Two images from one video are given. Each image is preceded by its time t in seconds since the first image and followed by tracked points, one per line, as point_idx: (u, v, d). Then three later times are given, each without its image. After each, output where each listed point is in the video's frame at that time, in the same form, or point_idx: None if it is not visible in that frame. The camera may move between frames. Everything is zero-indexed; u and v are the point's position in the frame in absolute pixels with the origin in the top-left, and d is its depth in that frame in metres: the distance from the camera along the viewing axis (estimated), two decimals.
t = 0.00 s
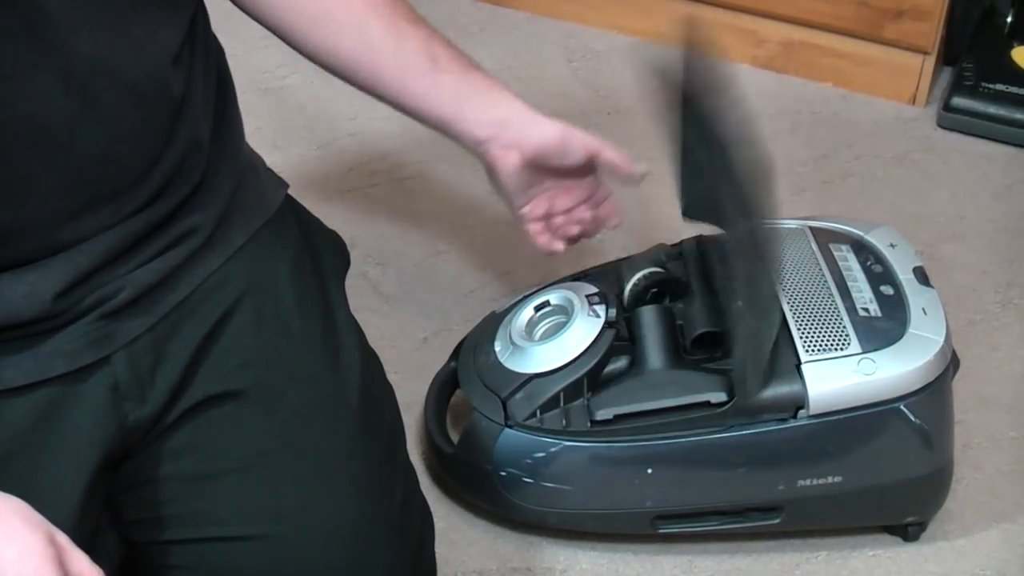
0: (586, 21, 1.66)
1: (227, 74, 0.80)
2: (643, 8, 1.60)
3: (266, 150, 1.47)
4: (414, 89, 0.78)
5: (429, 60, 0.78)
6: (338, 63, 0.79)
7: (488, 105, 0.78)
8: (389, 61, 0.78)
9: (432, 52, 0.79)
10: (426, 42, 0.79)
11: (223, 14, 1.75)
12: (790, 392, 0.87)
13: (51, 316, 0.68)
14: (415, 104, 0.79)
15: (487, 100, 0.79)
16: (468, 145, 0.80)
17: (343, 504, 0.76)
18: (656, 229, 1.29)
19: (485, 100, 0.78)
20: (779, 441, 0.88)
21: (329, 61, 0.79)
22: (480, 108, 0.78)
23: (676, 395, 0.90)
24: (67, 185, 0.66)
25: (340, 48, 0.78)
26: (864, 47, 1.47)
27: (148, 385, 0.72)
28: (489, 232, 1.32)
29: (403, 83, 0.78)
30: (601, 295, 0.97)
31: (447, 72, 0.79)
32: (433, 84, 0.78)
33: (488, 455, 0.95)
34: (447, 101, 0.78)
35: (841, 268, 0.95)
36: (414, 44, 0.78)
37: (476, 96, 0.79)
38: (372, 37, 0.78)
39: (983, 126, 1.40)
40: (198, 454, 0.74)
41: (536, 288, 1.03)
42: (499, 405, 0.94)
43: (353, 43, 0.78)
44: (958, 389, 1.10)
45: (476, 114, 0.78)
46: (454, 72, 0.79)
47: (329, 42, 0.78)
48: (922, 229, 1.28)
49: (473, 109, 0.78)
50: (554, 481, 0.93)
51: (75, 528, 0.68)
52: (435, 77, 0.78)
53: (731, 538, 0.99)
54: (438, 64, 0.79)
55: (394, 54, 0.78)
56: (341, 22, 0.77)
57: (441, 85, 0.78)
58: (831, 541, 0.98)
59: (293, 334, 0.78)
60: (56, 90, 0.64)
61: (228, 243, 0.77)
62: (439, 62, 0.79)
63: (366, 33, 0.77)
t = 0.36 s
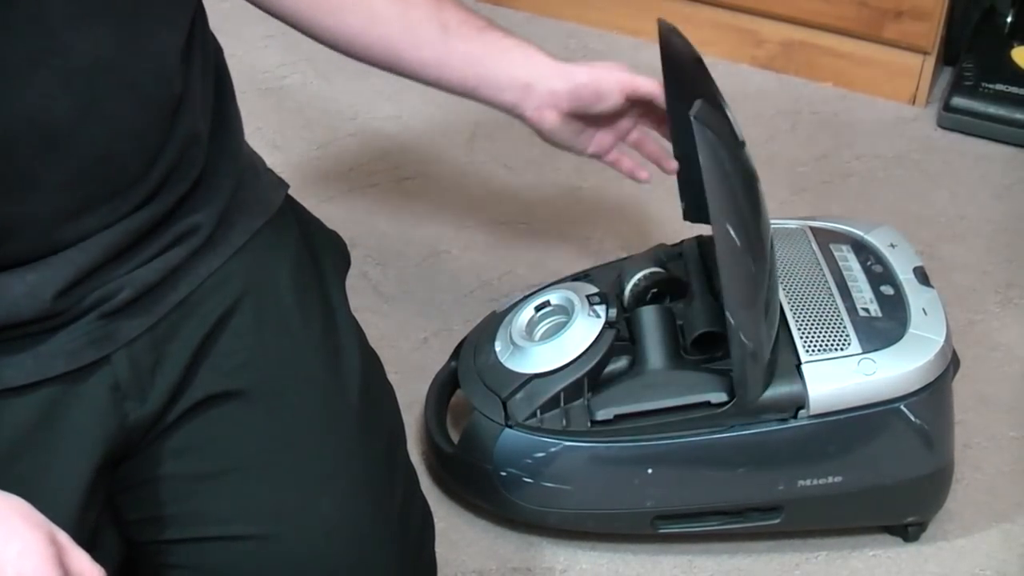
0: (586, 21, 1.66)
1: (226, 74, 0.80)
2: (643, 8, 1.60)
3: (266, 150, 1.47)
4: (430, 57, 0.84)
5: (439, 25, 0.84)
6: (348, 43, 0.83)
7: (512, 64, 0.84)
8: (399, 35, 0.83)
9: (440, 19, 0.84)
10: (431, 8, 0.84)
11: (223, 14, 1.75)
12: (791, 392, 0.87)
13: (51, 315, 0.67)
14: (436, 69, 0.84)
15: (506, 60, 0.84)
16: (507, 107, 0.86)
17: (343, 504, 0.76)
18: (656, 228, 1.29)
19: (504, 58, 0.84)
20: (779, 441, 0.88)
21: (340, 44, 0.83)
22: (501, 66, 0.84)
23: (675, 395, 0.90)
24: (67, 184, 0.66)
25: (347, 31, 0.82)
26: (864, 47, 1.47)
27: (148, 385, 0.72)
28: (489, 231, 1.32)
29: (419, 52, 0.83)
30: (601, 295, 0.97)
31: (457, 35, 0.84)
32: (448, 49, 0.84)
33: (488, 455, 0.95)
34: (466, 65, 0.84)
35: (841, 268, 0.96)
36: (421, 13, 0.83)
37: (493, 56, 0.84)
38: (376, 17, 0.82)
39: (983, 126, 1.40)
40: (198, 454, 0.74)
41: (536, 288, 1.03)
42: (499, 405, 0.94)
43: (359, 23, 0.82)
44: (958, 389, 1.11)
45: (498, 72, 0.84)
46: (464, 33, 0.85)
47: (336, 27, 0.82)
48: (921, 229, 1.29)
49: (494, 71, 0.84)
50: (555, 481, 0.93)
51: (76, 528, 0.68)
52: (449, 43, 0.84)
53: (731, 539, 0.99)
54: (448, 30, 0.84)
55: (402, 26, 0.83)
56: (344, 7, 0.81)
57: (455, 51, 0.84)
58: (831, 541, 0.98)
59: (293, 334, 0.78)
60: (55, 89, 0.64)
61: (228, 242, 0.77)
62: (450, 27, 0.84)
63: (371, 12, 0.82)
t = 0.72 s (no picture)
0: (586, 21, 1.66)
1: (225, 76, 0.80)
2: (643, 8, 1.60)
3: (266, 150, 1.47)
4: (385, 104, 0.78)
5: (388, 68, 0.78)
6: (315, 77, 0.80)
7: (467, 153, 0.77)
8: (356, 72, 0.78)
9: (388, 61, 0.78)
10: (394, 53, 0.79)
11: (223, 14, 1.75)
12: (791, 392, 0.87)
13: (50, 316, 0.67)
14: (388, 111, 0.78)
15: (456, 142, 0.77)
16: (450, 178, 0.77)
17: (343, 504, 0.76)
18: (656, 228, 1.29)
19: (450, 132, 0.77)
20: (780, 441, 0.88)
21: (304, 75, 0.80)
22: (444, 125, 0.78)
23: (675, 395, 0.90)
24: (67, 184, 0.66)
25: (314, 62, 0.79)
26: (864, 47, 1.47)
27: (148, 385, 0.72)
28: (489, 232, 1.32)
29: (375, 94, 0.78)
30: (601, 295, 0.97)
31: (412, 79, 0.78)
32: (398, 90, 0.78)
33: (488, 455, 0.95)
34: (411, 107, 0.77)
35: (840, 268, 0.96)
36: (379, 55, 0.78)
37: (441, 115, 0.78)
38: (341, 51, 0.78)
39: (983, 126, 1.40)
40: (197, 454, 0.74)
41: (536, 288, 1.03)
42: (499, 405, 0.94)
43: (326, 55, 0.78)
44: (958, 389, 1.11)
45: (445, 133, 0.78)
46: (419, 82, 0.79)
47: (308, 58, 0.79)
48: (922, 229, 1.28)
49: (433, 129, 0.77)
50: (554, 481, 0.93)
51: (76, 528, 0.68)
52: (397, 84, 0.78)
53: (732, 539, 0.99)
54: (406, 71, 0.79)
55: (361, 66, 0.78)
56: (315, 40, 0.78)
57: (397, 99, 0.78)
58: (831, 541, 0.98)
59: (292, 334, 0.78)
60: (56, 89, 0.63)
61: (228, 242, 0.77)
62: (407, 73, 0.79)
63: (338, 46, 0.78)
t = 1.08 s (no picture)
0: (586, 21, 1.66)
1: (228, 78, 0.80)
2: (643, 8, 1.60)
3: (266, 150, 1.47)
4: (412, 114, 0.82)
5: (421, 83, 0.82)
6: (345, 85, 0.83)
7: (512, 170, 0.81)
8: (384, 83, 0.82)
9: (431, 79, 0.83)
10: (435, 71, 0.83)
11: (224, 14, 1.75)
12: (791, 392, 0.87)
13: (52, 316, 0.67)
14: (418, 123, 0.82)
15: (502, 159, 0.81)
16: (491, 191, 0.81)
17: (343, 504, 0.76)
18: (656, 228, 1.29)
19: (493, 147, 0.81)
20: (779, 441, 0.88)
21: (335, 83, 0.84)
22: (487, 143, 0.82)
23: (675, 395, 0.90)
24: (69, 184, 0.66)
25: (339, 72, 0.83)
26: (864, 47, 1.47)
27: (150, 385, 0.72)
28: (489, 232, 1.32)
29: (405, 105, 0.82)
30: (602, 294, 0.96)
31: (455, 99, 0.83)
32: (439, 106, 0.82)
33: (488, 455, 0.95)
34: (453, 123, 0.81)
35: (840, 268, 0.96)
36: (417, 72, 0.82)
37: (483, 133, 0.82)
38: (370, 64, 0.82)
39: (983, 126, 1.40)
40: (199, 454, 0.74)
41: (537, 288, 1.03)
42: (499, 405, 0.94)
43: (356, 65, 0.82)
44: (957, 389, 1.11)
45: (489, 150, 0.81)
46: (462, 102, 0.83)
47: (336, 67, 0.82)
48: (921, 229, 1.29)
49: (475, 144, 0.81)
50: (554, 481, 0.93)
51: (78, 528, 0.68)
52: (440, 98, 0.82)
53: (732, 539, 0.99)
54: (449, 90, 0.83)
55: (393, 79, 0.82)
56: (347, 50, 0.82)
57: (433, 114, 0.81)
58: (830, 541, 0.98)
59: (293, 335, 0.78)
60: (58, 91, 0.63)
61: (229, 243, 0.77)
62: (449, 91, 0.83)
63: (371, 60, 0.82)
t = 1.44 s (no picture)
0: (586, 21, 1.67)
1: (232, 79, 0.81)
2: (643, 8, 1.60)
3: (266, 150, 1.47)
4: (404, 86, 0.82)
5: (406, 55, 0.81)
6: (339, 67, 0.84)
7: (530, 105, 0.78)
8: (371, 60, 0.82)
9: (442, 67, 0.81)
10: (422, 40, 0.82)
11: (223, 15, 1.75)
12: (791, 392, 0.87)
13: (55, 316, 0.67)
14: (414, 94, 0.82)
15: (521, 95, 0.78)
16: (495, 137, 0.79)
17: (344, 504, 0.76)
18: (656, 227, 1.29)
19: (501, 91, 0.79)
20: (780, 441, 0.88)
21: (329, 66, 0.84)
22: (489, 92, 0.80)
23: (675, 395, 0.90)
24: (73, 185, 0.66)
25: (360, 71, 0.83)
26: (864, 47, 1.47)
27: (153, 385, 0.72)
28: (489, 232, 1.32)
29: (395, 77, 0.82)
30: (601, 295, 0.97)
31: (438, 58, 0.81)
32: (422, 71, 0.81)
33: (488, 455, 0.95)
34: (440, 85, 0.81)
35: (840, 268, 0.96)
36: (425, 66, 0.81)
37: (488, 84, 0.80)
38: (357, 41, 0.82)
39: (983, 126, 1.40)
40: (200, 454, 0.74)
41: (536, 287, 1.03)
42: (499, 405, 0.94)
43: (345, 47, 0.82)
44: (957, 389, 1.11)
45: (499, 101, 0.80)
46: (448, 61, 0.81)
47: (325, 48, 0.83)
48: (921, 229, 1.29)
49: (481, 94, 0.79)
50: (555, 481, 0.93)
51: (81, 528, 0.68)
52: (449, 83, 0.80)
53: (732, 539, 0.99)
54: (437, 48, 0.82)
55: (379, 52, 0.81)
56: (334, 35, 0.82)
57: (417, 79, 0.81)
58: (830, 541, 0.98)
59: (295, 334, 0.78)
60: (63, 92, 0.63)
61: (231, 243, 0.77)
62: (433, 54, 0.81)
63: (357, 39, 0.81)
